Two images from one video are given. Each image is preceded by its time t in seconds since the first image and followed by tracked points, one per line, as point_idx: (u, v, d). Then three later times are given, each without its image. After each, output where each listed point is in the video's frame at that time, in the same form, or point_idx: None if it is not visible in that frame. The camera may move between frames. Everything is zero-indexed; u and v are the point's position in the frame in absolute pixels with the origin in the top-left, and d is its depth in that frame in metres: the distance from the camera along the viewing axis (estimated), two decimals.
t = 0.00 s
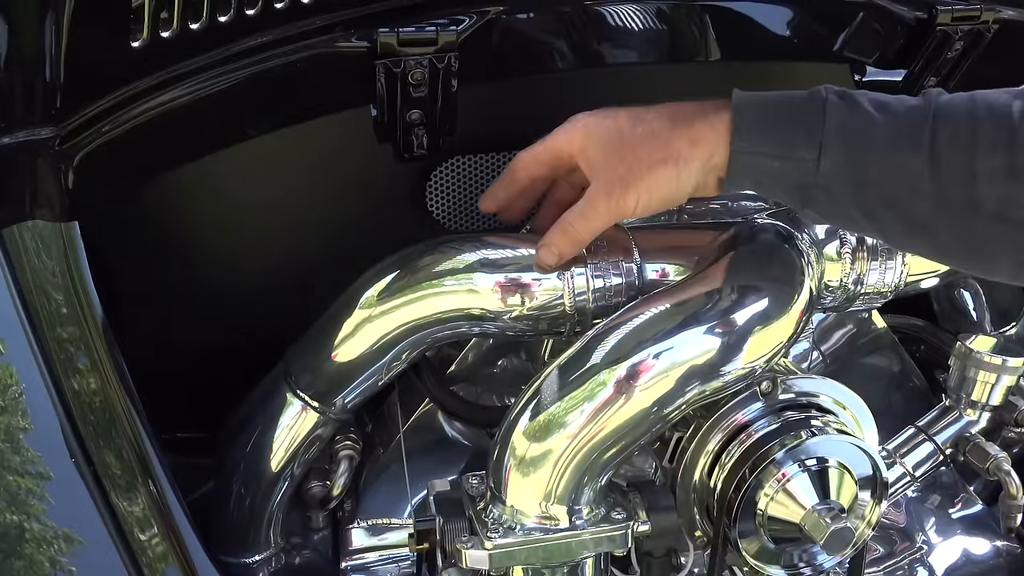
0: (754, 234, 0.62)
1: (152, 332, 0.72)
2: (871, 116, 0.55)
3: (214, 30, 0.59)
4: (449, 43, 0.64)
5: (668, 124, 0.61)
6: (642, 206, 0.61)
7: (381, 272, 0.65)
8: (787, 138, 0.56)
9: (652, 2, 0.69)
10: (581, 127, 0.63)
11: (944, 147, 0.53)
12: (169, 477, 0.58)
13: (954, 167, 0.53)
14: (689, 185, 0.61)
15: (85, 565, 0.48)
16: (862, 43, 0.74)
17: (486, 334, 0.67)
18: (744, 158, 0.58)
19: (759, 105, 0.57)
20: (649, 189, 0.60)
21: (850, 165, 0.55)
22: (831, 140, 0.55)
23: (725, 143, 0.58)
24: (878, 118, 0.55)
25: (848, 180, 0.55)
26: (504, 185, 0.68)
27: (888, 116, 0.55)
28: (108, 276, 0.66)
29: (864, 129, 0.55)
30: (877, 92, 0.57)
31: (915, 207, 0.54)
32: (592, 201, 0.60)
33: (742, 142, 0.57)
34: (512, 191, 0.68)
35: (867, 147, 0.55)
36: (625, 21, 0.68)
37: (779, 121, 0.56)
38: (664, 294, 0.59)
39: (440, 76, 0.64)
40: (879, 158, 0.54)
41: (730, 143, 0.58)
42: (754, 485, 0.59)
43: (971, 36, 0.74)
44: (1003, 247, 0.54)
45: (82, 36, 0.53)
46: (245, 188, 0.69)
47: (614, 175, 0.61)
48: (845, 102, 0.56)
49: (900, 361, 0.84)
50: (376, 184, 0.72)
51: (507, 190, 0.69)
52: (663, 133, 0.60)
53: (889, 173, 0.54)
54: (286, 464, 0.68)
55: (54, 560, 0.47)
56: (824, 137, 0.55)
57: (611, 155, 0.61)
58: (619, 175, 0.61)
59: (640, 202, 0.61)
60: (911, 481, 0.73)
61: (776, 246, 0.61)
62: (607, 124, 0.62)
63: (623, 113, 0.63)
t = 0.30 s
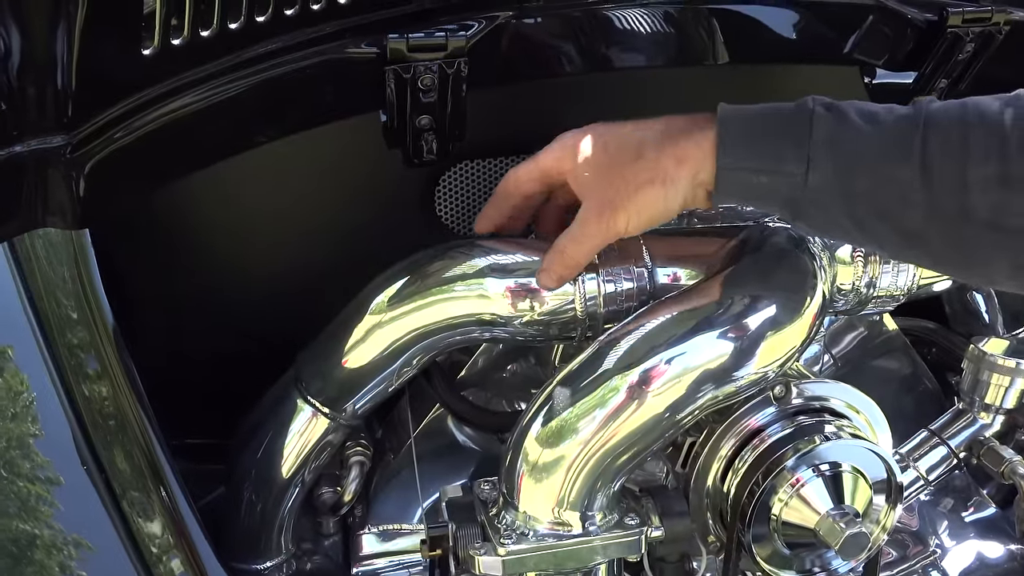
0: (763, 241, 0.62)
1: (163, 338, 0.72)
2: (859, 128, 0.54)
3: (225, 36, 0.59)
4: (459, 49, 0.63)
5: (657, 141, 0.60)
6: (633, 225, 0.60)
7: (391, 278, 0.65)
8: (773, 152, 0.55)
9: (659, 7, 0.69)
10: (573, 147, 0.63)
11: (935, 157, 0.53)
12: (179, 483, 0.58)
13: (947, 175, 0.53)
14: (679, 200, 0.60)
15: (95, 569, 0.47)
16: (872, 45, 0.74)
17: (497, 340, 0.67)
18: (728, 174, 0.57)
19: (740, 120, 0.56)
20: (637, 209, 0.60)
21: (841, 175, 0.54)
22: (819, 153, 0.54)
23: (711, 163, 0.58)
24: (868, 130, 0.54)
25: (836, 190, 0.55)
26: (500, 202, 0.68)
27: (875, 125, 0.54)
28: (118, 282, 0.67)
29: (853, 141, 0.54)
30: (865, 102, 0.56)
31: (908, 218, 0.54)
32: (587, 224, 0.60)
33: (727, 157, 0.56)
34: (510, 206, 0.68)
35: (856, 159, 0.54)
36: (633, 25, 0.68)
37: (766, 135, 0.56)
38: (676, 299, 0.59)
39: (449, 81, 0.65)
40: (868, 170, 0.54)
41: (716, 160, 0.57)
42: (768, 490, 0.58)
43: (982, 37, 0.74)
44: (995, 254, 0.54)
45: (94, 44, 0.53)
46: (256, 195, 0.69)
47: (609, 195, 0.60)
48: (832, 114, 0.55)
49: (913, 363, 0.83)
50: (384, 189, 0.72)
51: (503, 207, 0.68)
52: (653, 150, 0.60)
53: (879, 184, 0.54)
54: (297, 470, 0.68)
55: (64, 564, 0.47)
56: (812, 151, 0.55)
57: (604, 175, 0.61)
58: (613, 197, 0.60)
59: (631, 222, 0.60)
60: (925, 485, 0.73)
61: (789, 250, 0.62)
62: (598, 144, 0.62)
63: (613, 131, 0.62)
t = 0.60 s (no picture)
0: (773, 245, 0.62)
1: (172, 336, 0.72)
2: (889, 154, 0.55)
3: (238, 34, 0.59)
4: (471, 48, 0.63)
5: (672, 166, 0.59)
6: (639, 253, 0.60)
7: (401, 277, 0.65)
8: (802, 183, 0.55)
9: (671, 6, 0.68)
10: (586, 164, 0.60)
11: (967, 188, 0.54)
12: (188, 480, 0.57)
13: (978, 205, 0.54)
14: (688, 229, 0.60)
15: (101, 566, 0.47)
16: (885, 49, 0.74)
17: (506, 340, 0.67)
18: (760, 207, 0.56)
19: (764, 149, 0.56)
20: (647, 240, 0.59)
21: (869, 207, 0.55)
22: (849, 185, 0.55)
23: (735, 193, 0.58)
24: (897, 156, 0.55)
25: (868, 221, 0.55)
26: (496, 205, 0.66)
27: (905, 154, 0.55)
28: (127, 282, 0.67)
29: (883, 168, 0.55)
30: (895, 126, 0.57)
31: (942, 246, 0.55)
32: (590, 247, 0.59)
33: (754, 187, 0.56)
34: (507, 209, 0.66)
35: (888, 187, 0.55)
36: (645, 27, 0.68)
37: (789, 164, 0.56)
38: (687, 301, 0.59)
39: (462, 80, 0.64)
40: (899, 201, 0.55)
41: (739, 194, 0.57)
42: (779, 494, 0.58)
43: (997, 40, 0.73)
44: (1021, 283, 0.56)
45: (108, 41, 0.53)
46: (265, 194, 0.69)
47: (616, 218, 0.58)
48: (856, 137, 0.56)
49: (923, 368, 0.82)
50: (394, 187, 0.72)
51: (500, 207, 0.66)
52: (672, 180, 0.58)
53: (911, 215, 0.55)
54: (305, 468, 0.68)
55: (69, 559, 0.47)
56: (841, 182, 0.55)
57: (615, 196, 0.59)
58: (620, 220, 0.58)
59: (639, 252, 0.59)
60: (933, 490, 0.72)
61: (802, 251, 0.61)
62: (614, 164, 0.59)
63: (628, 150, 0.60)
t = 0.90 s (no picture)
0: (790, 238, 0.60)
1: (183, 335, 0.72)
2: (956, 155, 0.52)
3: (249, 31, 0.59)
4: (483, 45, 0.63)
5: (719, 133, 0.51)
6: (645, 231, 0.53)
7: (412, 276, 0.65)
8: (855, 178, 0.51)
9: (680, 4, 0.67)
10: (619, 121, 0.53)
11: None
12: (200, 480, 0.57)
13: None
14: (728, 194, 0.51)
15: (110, 566, 0.47)
16: (897, 46, 0.73)
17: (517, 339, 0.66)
18: (811, 194, 0.51)
19: (828, 139, 0.51)
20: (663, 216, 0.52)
21: (929, 207, 0.51)
22: (911, 180, 0.51)
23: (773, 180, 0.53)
24: (963, 156, 0.52)
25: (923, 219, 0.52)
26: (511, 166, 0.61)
27: (973, 158, 0.52)
28: (136, 279, 0.68)
29: (948, 166, 0.51)
30: (957, 132, 0.54)
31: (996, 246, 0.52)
32: (604, 200, 0.52)
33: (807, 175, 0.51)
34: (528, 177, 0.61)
35: (950, 186, 0.51)
36: (653, 23, 0.67)
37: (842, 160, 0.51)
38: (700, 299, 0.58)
39: (473, 78, 0.64)
40: (960, 201, 0.51)
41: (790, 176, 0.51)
42: (794, 493, 0.58)
43: (1012, 35, 0.73)
44: None
45: (119, 40, 0.53)
46: (273, 193, 0.69)
47: (633, 174, 0.52)
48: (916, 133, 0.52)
49: (934, 365, 0.82)
50: (403, 186, 0.72)
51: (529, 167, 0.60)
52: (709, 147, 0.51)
53: (967, 219, 0.51)
54: (316, 468, 0.68)
55: (79, 559, 0.46)
56: (901, 177, 0.51)
57: (640, 153, 0.52)
58: (643, 174, 0.51)
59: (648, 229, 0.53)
60: (948, 489, 0.72)
61: (815, 247, 0.60)
62: (630, 119, 0.53)
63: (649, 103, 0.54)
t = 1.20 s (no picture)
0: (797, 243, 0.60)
1: (187, 334, 0.72)
2: None
3: (256, 32, 0.59)
4: (490, 45, 0.63)
5: (574, 210, 0.53)
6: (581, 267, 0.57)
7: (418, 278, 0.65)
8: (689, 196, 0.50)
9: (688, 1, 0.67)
10: (479, 199, 0.53)
11: None
12: (204, 481, 0.57)
13: None
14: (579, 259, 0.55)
15: (114, 565, 0.47)
16: (909, 44, 0.72)
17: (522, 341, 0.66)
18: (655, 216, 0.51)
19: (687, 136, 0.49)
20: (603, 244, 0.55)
21: (905, 169, 0.45)
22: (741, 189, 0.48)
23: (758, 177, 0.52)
24: None
25: None
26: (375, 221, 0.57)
27: None
28: (143, 280, 0.67)
29: None
30: None
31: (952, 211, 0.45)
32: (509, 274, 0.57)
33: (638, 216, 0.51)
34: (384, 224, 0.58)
35: None
36: (662, 20, 0.67)
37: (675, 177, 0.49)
38: (708, 302, 0.58)
39: (480, 79, 0.64)
40: None
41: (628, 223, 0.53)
42: (802, 498, 0.58)
43: None
44: None
45: (125, 40, 0.54)
46: (279, 193, 0.70)
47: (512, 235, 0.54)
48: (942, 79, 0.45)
49: (942, 369, 0.81)
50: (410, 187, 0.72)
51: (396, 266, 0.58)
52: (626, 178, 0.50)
53: None
54: (320, 470, 0.67)
55: (82, 557, 0.46)
56: (730, 182, 0.49)
57: (519, 236, 0.54)
58: (506, 247, 0.55)
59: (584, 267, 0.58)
60: (956, 493, 0.72)
61: (827, 250, 0.59)
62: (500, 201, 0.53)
63: (541, 166, 0.53)
